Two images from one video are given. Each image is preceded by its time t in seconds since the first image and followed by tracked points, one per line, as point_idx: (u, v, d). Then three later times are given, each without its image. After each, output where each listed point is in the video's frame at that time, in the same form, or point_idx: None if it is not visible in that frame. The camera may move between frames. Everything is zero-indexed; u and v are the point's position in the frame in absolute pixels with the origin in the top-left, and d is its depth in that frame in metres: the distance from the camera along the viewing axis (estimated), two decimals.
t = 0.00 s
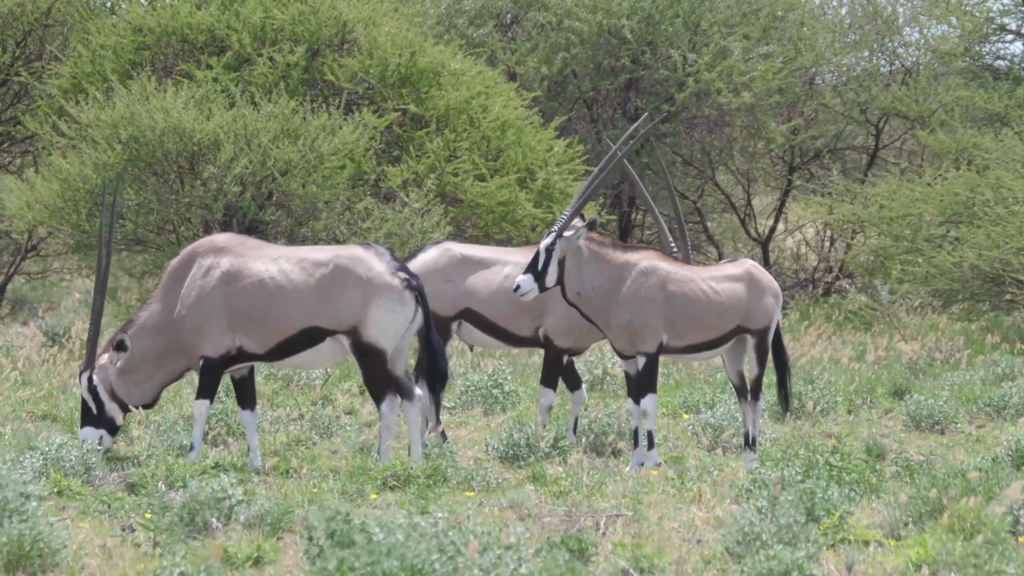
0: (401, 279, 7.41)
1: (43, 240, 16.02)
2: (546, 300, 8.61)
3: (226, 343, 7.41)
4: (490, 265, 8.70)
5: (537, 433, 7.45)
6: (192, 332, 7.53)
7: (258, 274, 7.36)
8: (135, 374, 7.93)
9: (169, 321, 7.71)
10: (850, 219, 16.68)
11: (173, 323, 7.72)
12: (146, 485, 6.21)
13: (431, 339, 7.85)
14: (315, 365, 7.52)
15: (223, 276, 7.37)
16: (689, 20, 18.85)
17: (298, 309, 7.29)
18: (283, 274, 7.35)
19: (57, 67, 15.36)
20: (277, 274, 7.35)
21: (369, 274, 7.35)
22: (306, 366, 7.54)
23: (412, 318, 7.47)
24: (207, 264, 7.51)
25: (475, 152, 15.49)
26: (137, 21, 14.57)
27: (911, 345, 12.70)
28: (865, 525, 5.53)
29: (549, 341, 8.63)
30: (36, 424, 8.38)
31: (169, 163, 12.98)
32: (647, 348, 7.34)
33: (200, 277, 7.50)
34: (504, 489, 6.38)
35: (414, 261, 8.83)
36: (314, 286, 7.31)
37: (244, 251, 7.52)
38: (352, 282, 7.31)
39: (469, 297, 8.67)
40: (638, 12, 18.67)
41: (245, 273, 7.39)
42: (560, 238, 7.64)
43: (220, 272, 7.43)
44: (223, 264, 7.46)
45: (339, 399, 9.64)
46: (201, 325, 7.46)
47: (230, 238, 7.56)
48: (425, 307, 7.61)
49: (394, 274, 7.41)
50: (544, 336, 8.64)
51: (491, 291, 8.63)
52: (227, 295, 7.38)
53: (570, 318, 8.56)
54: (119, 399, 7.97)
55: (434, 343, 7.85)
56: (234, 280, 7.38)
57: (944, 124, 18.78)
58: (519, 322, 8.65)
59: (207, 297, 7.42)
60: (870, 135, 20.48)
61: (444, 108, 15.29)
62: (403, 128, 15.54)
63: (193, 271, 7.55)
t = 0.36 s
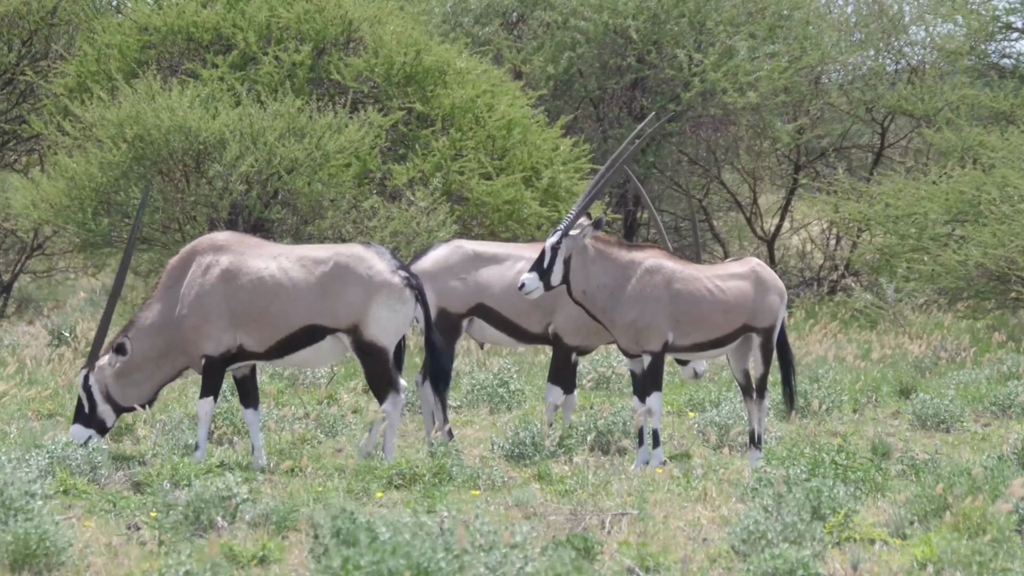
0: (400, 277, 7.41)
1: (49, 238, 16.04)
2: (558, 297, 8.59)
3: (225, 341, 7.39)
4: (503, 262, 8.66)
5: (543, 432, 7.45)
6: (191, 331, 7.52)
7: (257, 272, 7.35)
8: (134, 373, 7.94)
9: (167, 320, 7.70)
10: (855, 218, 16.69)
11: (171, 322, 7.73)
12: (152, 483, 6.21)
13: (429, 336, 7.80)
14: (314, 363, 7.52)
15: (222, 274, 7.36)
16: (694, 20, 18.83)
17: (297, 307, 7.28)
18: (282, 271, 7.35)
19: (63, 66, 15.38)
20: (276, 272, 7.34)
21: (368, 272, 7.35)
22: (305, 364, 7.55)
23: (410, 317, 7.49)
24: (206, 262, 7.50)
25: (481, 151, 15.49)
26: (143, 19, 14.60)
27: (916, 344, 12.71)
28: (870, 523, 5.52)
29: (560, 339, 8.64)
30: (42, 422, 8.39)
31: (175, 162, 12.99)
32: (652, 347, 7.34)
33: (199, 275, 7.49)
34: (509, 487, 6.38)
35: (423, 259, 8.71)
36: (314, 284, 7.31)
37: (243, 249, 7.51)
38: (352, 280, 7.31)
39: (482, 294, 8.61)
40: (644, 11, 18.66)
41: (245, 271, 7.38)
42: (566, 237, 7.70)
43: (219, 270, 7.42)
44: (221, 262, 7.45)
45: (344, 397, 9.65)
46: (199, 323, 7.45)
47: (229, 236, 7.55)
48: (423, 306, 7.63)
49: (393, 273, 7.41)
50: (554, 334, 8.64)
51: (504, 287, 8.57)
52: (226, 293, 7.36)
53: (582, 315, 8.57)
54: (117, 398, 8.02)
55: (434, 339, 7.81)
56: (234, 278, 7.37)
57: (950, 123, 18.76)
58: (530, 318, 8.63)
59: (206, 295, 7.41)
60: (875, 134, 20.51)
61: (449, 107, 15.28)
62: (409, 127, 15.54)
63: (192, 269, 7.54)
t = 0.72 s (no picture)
0: (396, 275, 7.44)
1: (55, 238, 16.05)
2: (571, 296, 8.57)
3: (217, 339, 7.41)
4: (519, 260, 8.53)
5: (549, 432, 7.45)
6: (183, 328, 7.52)
7: (249, 270, 7.36)
8: (123, 368, 7.91)
9: (159, 316, 7.70)
10: (860, 217, 16.69)
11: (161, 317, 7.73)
12: (157, 483, 6.21)
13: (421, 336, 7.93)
14: (307, 361, 7.53)
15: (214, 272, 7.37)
16: (699, 19, 18.80)
17: (292, 304, 7.30)
18: (276, 268, 7.36)
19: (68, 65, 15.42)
20: (270, 269, 7.36)
21: (363, 270, 7.37)
22: (297, 363, 7.56)
23: (405, 315, 7.51)
24: (197, 260, 7.51)
25: (486, 151, 15.48)
26: (148, 19, 14.61)
27: (922, 343, 12.72)
28: (876, 523, 5.52)
29: (574, 338, 8.64)
30: (48, 422, 8.39)
31: (180, 162, 13.00)
32: (658, 347, 7.36)
33: (190, 273, 7.50)
34: (515, 487, 6.38)
35: (437, 259, 8.55)
36: (309, 281, 7.32)
37: (235, 247, 7.52)
38: (347, 278, 7.33)
39: (499, 292, 8.49)
40: (648, 11, 18.63)
41: (238, 269, 7.39)
42: (571, 236, 7.60)
43: (211, 267, 7.43)
44: (213, 260, 7.46)
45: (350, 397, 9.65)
46: (190, 320, 7.46)
47: (220, 234, 7.56)
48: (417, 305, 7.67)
49: (388, 271, 7.44)
50: (563, 333, 8.64)
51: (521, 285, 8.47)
52: (218, 291, 7.38)
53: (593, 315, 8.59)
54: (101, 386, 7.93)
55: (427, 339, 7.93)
56: (226, 275, 7.38)
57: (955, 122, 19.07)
58: (542, 317, 8.60)
59: (198, 293, 7.41)
60: (880, 133, 20.53)
61: (454, 107, 15.25)
62: (414, 127, 15.51)
63: (183, 266, 7.55)
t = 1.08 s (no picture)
0: (386, 274, 7.45)
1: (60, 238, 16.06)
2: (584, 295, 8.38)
3: (203, 341, 7.43)
4: (531, 259, 8.34)
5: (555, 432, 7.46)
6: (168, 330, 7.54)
7: (235, 273, 7.37)
8: (111, 360, 7.92)
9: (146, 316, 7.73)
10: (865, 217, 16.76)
11: (149, 315, 7.76)
12: (163, 483, 6.22)
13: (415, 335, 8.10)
14: (296, 361, 7.55)
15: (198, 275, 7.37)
16: (704, 19, 18.81)
17: (281, 306, 7.32)
18: (261, 271, 7.38)
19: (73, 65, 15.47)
20: (257, 272, 7.37)
21: (353, 270, 7.37)
22: (287, 363, 7.58)
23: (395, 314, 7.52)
24: (182, 262, 7.52)
25: (492, 151, 15.47)
26: (154, 19, 14.66)
27: (927, 343, 12.73)
28: (882, 523, 5.53)
29: (586, 340, 8.44)
30: (54, 422, 8.38)
31: (186, 161, 13.05)
32: (664, 347, 7.36)
33: (176, 275, 7.51)
34: (521, 488, 6.38)
35: (450, 258, 8.41)
36: (297, 282, 7.33)
37: (220, 249, 7.52)
38: (336, 278, 7.34)
39: (512, 292, 8.32)
40: (654, 11, 18.64)
41: (222, 272, 7.41)
42: (582, 236, 7.56)
43: (196, 270, 7.44)
44: (198, 263, 7.46)
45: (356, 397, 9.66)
46: (175, 322, 7.47)
47: (205, 236, 7.56)
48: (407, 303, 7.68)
49: (378, 269, 7.44)
50: (573, 334, 8.44)
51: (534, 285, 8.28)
52: (202, 293, 7.40)
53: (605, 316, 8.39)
54: (88, 371, 7.96)
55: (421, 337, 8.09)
56: (211, 278, 7.39)
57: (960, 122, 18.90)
58: (554, 317, 8.39)
59: (182, 296, 7.43)
60: (886, 133, 20.58)
61: (460, 107, 15.28)
62: (420, 127, 15.51)
63: (168, 268, 7.56)
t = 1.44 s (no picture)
0: (361, 275, 7.45)
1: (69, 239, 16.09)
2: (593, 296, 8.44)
3: (184, 340, 7.50)
4: (541, 259, 8.36)
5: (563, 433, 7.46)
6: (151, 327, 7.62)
7: (214, 272, 7.42)
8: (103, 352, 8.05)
9: (134, 311, 7.83)
10: (874, 218, 16.88)
11: (136, 311, 7.85)
12: (171, 484, 6.21)
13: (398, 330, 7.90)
14: (273, 361, 7.58)
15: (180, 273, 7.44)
16: (713, 19, 18.80)
17: (255, 306, 7.35)
18: (240, 270, 7.41)
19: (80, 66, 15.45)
20: (236, 271, 7.41)
21: (327, 271, 7.39)
22: (265, 363, 7.62)
23: (370, 316, 7.50)
24: (167, 260, 7.60)
25: (500, 151, 15.46)
26: (162, 19, 14.69)
27: (935, 343, 12.73)
28: (889, 523, 5.53)
29: (595, 341, 8.49)
30: (61, 422, 8.37)
31: (193, 162, 13.04)
32: (671, 347, 7.38)
33: (161, 273, 7.59)
34: (529, 488, 6.37)
35: (460, 258, 8.35)
36: (273, 283, 7.36)
37: (203, 248, 7.58)
38: (310, 279, 7.35)
39: (522, 294, 8.31)
40: (663, 11, 18.61)
41: (203, 271, 7.46)
42: (596, 235, 7.47)
43: (179, 268, 7.52)
44: (181, 261, 7.53)
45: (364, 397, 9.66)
46: (160, 320, 7.57)
47: (191, 235, 7.63)
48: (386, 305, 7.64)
49: (353, 270, 7.45)
50: (582, 335, 8.49)
51: (545, 286, 8.30)
52: (183, 291, 7.46)
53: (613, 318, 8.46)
54: (81, 362, 8.11)
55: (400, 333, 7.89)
56: (192, 277, 7.46)
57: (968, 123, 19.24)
58: (563, 317, 8.42)
59: (165, 293, 7.52)
60: (894, 134, 20.62)
61: (468, 107, 15.27)
62: (428, 128, 15.52)
63: (154, 265, 7.65)
